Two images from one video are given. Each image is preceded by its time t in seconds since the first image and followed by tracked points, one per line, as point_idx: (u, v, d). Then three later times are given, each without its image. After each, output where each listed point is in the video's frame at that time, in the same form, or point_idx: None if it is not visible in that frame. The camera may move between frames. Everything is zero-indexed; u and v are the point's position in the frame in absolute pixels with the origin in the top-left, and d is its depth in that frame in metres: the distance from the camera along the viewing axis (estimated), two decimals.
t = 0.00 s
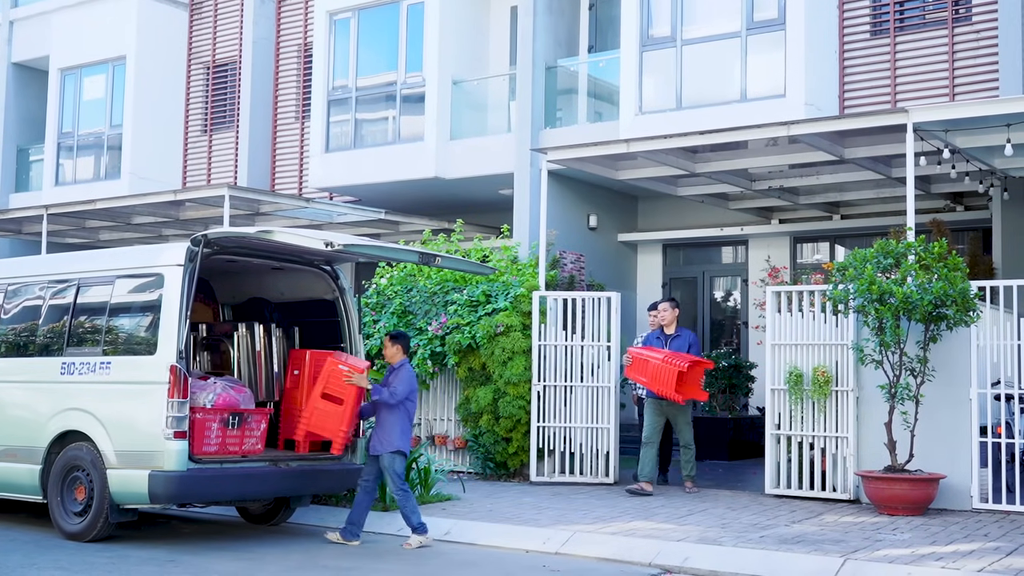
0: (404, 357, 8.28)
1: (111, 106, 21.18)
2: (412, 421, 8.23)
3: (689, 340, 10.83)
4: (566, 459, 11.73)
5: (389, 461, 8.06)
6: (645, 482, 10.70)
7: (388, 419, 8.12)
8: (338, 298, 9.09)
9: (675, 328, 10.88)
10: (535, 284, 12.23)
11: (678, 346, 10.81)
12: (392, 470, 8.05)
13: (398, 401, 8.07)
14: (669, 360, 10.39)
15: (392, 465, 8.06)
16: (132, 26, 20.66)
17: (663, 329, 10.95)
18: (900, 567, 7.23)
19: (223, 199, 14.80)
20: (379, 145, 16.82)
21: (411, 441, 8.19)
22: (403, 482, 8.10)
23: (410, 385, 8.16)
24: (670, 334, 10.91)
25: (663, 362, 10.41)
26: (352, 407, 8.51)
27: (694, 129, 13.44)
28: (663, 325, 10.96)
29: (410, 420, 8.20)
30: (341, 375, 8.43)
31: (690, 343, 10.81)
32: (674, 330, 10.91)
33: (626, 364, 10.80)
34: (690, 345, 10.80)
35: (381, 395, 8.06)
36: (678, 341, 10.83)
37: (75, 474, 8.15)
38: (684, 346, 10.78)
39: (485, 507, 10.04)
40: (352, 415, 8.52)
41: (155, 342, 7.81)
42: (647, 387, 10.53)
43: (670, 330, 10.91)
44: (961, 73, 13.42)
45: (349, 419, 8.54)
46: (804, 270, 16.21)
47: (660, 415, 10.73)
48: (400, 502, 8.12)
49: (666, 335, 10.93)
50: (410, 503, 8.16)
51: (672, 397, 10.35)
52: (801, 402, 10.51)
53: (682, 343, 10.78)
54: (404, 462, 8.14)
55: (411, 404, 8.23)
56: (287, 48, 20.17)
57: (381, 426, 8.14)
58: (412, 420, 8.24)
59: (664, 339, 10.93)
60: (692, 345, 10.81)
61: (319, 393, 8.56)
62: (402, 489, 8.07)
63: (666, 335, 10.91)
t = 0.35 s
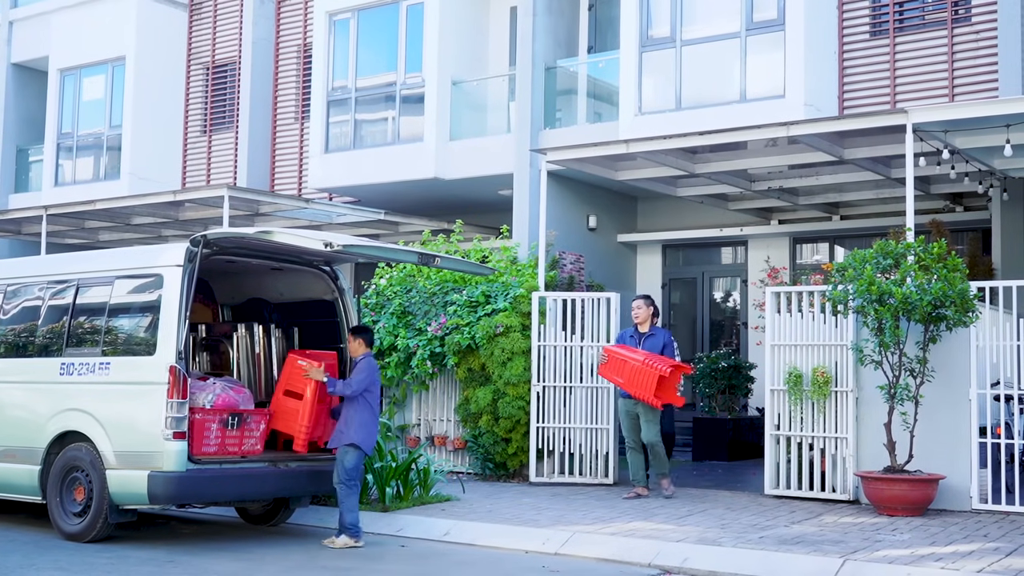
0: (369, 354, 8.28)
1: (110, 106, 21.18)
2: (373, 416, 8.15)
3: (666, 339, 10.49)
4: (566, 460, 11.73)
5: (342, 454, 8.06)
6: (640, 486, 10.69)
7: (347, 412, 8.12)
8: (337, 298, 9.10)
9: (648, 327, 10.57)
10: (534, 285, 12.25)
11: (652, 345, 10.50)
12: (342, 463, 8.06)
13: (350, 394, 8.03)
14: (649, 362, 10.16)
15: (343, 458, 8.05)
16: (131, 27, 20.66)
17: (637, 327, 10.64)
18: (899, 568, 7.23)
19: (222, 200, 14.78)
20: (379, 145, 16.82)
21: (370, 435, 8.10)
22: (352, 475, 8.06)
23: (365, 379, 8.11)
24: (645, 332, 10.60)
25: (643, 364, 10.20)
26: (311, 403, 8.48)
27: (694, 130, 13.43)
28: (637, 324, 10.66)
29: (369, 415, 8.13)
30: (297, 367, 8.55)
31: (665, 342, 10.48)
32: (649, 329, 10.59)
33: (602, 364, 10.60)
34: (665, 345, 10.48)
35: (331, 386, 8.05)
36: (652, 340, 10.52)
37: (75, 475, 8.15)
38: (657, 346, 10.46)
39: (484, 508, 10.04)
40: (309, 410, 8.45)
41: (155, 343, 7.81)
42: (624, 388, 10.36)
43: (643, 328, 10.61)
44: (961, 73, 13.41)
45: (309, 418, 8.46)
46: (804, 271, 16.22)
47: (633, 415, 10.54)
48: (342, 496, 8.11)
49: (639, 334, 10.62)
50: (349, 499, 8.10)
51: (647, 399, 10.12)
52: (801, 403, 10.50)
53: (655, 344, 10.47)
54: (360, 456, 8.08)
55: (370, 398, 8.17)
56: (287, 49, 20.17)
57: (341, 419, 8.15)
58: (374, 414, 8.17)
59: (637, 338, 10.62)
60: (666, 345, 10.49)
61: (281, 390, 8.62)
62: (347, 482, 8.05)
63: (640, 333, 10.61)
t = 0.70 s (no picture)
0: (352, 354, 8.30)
1: (109, 107, 21.18)
2: (353, 417, 8.12)
3: (643, 346, 9.97)
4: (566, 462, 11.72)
5: (327, 456, 8.08)
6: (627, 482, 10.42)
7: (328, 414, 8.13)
8: (337, 300, 9.12)
9: (626, 332, 10.04)
10: (534, 286, 12.25)
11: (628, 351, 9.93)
12: (328, 467, 8.08)
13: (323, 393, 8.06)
14: (619, 364, 9.49)
15: (329, 461, 8.06)
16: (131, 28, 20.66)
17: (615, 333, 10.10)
18: (898, 569, 7.24)
19: (221, 201, 14.76)
20: (378, 147, 16.81)
21: (350, 436, 8.07)
22: (337, 478, 8.06)
23: (340, 380, 8.07)
24: (623, 336, 10.05)
25: (613, 365, 9.53)
26: (291, 407, 8.35)
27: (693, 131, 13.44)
28: (616, 328, 10.11)
29: (348, 416, 8.11)
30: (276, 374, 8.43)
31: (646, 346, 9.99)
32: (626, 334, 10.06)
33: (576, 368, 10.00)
34: (643, 350, 9.94)
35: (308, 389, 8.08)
36: (630, 345, 9.97)
37: (74, 476, 8.14)
38: (634, 352, 9.91)
39: (483, 509, 10.04)
40: (288, 414, 8.31)
41: (154, 344, 7.81)
42: (595, 392, 9.65)
43: (623, 333, 10.06)
44: (961, 74, 13.41)
45: (289, 422, 8.33)
46: (803, 272, 16.22)
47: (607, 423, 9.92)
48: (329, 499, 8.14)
49: (618, 338, 10.08)
50: (335, 503, 8.12)
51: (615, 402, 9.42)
52: (800, 404, 10.50)
53: (633, 349, 9.91)
54: (344, 458, 8.07)
55: (349, 398, 8.13)
56: (286, 50, 20.16)
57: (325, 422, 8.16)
58: (355, 415, 8.13)
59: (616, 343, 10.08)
60: (644, 351, 9.95)
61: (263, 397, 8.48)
62: (334, 486, 8.06)
63: (619, 338, 10.05)
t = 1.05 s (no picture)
0: (339, 353, 8.30)
1: (108, 107, 21.18)
2: (341, 416, 8.14)
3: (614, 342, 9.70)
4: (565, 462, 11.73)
5: (318, 458, 8.09)
6: (554, 501, 9.59)
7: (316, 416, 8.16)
8: (336, 300, 9.09)
9: (597, 330, 9.76)
10: (532, 286, 12.27)
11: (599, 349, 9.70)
12: (321, 468, 8.08)
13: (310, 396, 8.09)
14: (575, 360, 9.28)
15: (320, 462, 8.07)
16: (129, 28, 20.67)
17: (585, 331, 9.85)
18: (896, 569, 7.24)
19: (219, 200, 14.76)
20: (377, 147, 16.81)
21: (338, 436, 8.07)
22: (331, 478, 8.06)
23: (326, 379, 8.11)
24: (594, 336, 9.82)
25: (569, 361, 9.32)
26: (284, 411, 8.34)
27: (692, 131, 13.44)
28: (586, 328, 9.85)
29: (336, 416, 8.12)
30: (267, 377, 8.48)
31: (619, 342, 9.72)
32: (597, 331, 9.78)
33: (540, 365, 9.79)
34: (612, 349, 9.69)
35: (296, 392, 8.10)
36: (599, 344, 9.73)
37: (72, 476, 8.14)
38: (603, 351, 9.67)
39: (481, 509, 10.04)
40: (281, 418, 8.31)
41: (152, 344, 7.81)
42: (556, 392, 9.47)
43: (592, 333, 9.81)
44: (959, 75, 13.41)
45: (281, 425, 8.32)
46: (802, 272, 16.23)
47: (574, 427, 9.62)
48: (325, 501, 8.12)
49: (588, 338, 9.83)
50: (331, 504, 8.10)
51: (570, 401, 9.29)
52: (799, 404, 10.50)
53: (600, 348, 9.68)
54: (335, 459, 8.07)
55: (335, 399, 8.16)
56: (285, 50, 20.16)
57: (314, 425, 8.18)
58: (342, 414, 8.15)
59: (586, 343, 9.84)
60: (613, 350, 9.70)
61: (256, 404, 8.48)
62: (329, 487, 8.05)
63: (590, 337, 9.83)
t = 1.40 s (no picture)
0: (333, 352, 8.32)
1: (109, 106, 21.19)
2: (338, 416, 8.13)
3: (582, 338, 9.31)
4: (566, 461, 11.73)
5: (315, 458, 8.10)
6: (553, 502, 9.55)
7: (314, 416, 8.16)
8: (337, 299, 9.08)
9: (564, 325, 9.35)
10: (533, 286, 12.27)
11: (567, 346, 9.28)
12: (318, 468, 8.09)
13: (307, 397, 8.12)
14: (551, 364, 8.86)
15: (318, 462, 8.08)
16: (130, 27, 20.68)
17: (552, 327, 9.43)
18: (897, 568, 7.23)
19: (220, 200, 14.76)
20: (378, 146, 16.81)
21: (334, 436, 8.06)
22: (328, 477, 8.06)
23: (321, 378, 8.14)
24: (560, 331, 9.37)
25: (543, 365, 8.91)
26: (285, 410, 8.35)
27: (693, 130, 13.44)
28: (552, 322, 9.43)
29: (333, 415, 8.12)
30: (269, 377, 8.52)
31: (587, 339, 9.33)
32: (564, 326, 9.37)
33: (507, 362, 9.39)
34: (581, 345, 9.28)
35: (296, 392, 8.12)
36: (567, 340, 9.30)
37: (73, 475, 8.15)
38: (571, 347, 9.25)
39: (482, 508, 10.03)
40: (282, 418, 8.31)
41: (153, 343, 7.81)
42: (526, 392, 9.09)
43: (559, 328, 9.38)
44: (960, 74, 13.41)
45: (284, 424, 8.33)
46: (803, 271, 16.23)
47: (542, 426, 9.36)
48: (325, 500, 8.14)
49: (555, 333, 9.40)
50: (331, 503, 8.11)
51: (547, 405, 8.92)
52: (800, 403, 10.50)
53: (569, 344, 9.26)
54: (332, 458, 8.07)
55: (331, 399, 8.15)
56: (286, 49, 20.16)
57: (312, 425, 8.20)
58: (339, 414, 8.14)
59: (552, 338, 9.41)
60: (582, 345, 9.29)
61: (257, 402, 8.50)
62: (327, 486, 8.06)
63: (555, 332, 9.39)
